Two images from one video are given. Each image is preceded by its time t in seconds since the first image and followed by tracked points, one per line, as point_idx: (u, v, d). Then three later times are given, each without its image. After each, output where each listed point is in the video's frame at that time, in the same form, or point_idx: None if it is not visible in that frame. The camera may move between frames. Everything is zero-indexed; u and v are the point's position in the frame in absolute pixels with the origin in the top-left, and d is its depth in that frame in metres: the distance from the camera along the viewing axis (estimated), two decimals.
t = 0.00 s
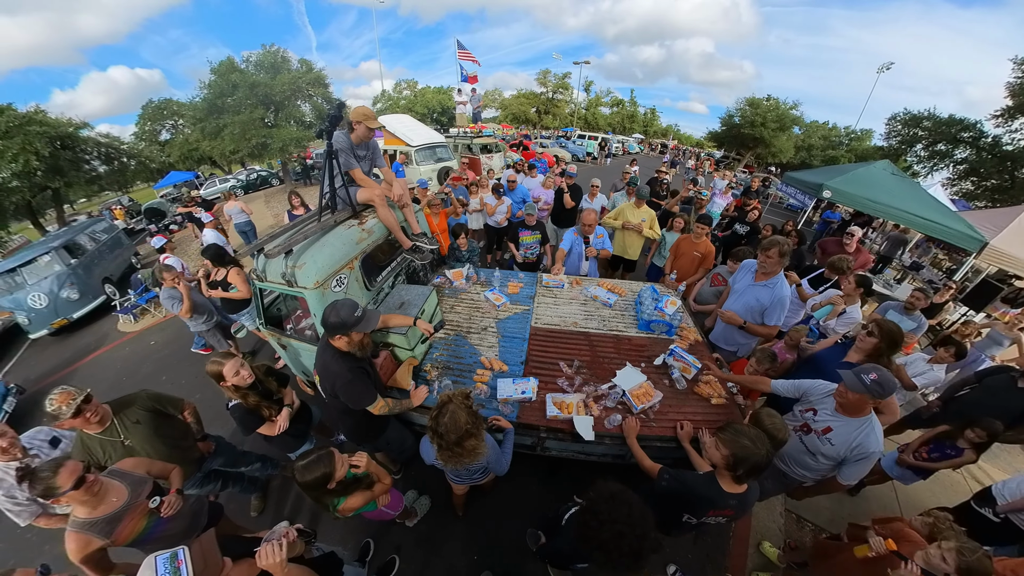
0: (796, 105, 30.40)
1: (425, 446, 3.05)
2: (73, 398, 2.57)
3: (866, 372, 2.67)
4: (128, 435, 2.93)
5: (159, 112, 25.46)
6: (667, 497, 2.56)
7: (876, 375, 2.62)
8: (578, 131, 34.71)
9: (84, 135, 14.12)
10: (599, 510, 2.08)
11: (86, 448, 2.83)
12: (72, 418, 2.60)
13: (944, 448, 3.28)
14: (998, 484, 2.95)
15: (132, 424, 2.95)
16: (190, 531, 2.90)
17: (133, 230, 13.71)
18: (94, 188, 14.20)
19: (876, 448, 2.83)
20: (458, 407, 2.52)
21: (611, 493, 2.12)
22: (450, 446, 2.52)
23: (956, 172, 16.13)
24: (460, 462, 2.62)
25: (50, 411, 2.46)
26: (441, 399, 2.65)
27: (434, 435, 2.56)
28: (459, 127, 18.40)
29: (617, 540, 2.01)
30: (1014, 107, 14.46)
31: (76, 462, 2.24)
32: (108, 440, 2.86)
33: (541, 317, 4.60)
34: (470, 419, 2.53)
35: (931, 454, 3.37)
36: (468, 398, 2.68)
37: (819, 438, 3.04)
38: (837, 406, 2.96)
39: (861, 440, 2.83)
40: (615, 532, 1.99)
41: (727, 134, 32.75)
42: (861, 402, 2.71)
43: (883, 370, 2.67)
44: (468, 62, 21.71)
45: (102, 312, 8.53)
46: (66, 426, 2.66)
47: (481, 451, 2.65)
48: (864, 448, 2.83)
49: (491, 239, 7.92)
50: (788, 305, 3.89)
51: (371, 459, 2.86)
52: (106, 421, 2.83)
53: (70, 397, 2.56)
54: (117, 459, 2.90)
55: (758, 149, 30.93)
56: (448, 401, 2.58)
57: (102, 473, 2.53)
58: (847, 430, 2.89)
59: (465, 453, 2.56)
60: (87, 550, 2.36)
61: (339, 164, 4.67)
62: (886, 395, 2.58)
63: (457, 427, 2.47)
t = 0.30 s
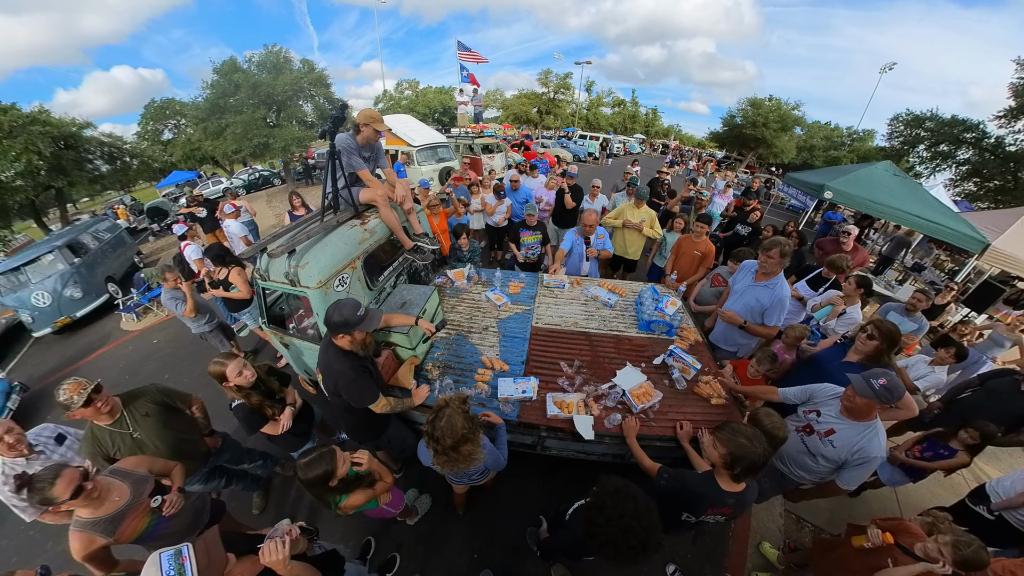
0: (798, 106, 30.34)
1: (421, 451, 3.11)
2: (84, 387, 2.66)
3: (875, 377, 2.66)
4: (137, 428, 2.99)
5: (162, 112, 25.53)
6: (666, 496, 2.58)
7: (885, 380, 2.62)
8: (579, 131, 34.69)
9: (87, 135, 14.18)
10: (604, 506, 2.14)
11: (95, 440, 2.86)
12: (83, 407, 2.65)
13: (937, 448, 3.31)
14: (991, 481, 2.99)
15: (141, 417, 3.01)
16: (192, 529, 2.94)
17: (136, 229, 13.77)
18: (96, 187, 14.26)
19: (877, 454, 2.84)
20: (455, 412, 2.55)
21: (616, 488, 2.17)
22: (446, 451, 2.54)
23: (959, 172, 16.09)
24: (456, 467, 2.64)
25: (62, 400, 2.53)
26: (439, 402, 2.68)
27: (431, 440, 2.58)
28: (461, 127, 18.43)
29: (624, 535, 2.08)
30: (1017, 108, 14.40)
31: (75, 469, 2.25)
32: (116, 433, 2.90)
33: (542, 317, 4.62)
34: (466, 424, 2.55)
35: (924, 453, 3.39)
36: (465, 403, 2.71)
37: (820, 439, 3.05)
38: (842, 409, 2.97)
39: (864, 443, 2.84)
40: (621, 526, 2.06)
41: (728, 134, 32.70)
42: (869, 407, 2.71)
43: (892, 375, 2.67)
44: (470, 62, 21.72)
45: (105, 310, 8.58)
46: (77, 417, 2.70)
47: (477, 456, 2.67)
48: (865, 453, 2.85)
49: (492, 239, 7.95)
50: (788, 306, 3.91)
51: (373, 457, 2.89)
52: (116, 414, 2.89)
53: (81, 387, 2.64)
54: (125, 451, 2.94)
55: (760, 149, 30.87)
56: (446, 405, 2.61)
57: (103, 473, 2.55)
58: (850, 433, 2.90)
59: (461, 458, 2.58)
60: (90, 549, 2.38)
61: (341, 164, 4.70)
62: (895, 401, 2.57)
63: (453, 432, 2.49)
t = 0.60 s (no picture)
0: (800, 106, 30.29)
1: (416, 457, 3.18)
2: (103, 373, 2.76)
3: (886, 387, 2.66)
4: (151, 417, 3.10)
5: (164, 112, 25.59)
6: (665, 494, 2.59)
7: (897, 391, 2.61)
8: (580, 131, 34.65)
9: (90, 134, 14.22)
10: (611, 498, 2.25)
11: (110, 427, 3.00)
12: (101, 393, 2.75)
13: (933, 451, 3.33)
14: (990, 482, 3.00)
15: (155, 406, 3.13)
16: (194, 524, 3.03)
17: (138, 229, 13.83)
18: (99, 187, 14.31)
19: (876, 465, 2.84)
20: (449, 418, 2.58)
21: (619, 479, 2.29)
22: (439, 457, 2.55)
23: (961, 173, 16.07)
24: (449, 474, 2.66)
25: (81, 385, 2.63)
26: (433, 410, 2.70)
27: (424, 447, 2.59)
28: (462, 128, 18.44)
29: (631, 524, 2.16)
30: (1020, 109, 14.37)
31: (70, 489, 2.24)
32: (130, 421, 3.02)
33: (542, 317, 4.64)
34: (461, 431, 2.57)
35: (919, 454, 3.41)
36: (460, 409, 2.73)
37: (821, 442, 3.07)
38: (849, 416, 2.98)
39: (865, 451, 2.85)
40: (626, 517, 2.15)
41: (730, 134, 32.68)
42: (877, 415, 2.71)
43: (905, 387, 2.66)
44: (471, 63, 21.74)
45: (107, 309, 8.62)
46: (95, 402, 2.81)
47: (471, 464, 2.68)
48: (865, 460, 2.85)
49: (492, 239, 7.97)
50: (787, 306, 3.93)
51: (374, 455, 2.92)
52: (131, 401, 3.01)
53: (100, 373, 2.74)
54: (137, 438, 3.05)
55: (761, 150, 30.85)
56: (439, 412, 2.64)
57: (99, 480, 2.55)
58: (853, 439, 2.91)
59: (454, 465, 2.59)
60: (96, 552, 2.42)
61: (343, 164, 4.72)
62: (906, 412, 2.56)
63: (447, 439, 2.51)
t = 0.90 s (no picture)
0: (801, 106, 30.26)
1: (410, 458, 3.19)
2: (124, 362, 2.80)
3: (883, 389, 2.67)
4: (167, 406, 3.15)
5: (165, 112, 25.69)
6: (663, 492, 2.62)
7: (892, 393, 2.62)
8: (581, 131, 34.68)
9: (91, 134, 14.28)
10: (610, 489, 2.29)
11: (126, 415, 3.01)
12: (122, 381, 2.79)
13: (932, 462, 3.34)
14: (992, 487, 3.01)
15: (171, 396, 3.18)
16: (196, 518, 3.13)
17: (140, 228, 13.90)
18: (101, 186, 14.36)
19: (871, 469, 2.87)
20: (441, 419, 2.61)
21: (616, 475, 2.32)
22: (431, 458, 2.59)
23: (962, 174, 16.05)
24: (441, 476, 2.69)
25: (103, 374, 2.67)
26: (425, 411, 2.75)
27: (417, 448, 2.63)
28: (462, 128, 18.49)
29: (630, 514, 2.22)
30: (1021, 109, 14.36)
31: (72, 498, 2.26)
32: (147, 409, 3.05)
33: (541, 317, 4.67)
34: (453, 433, 2.61)
35: (920, 464, 3.41)
36: (453, 411, 2.77)
37: (819, 443, 3.10)
38: (850, 420, 2.99)
39: (862, 454, 2.88)
40: (628, 507, 2.22)
41: (730, 134, 32.65)
42: (874, 417, 2.74)
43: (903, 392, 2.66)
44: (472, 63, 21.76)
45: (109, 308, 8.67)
46: (115, 391, 2.85)
47: (462, 467, 2.71)
48: (861, 463, 2.88)
49: (493, 239, 8.01)
50: (785, 306, 3.96)
51: (374, 452, 2.95)
52: (149, 390, 3.04)
53: (121, 362, 2.78)
54: (153, 427, 3.08)
55: (762, 150, 30.83)
56: (432, 413, 2.69)
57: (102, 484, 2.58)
58: (851, 442, 2.94)
59: (447, 466, 2.62)
60: (101, 553, 2.46)
61: (343, 165, 4.76)
62: (904, 416, 2.51)
63: (439, 440, 2.55)
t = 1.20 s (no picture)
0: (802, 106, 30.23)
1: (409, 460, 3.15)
2: (137, 357, 2.83)
3: (880, 378, 2.71)
4: (176, 400, 3.16)
5: (167, 112, 25.77)
6: (663, 491, 2.63)
7: (889, 382, 2.65)
8: (581, 131, 34.69)
9: (93, 134, 14.31)
10: (611, 484, 2.29)
11: (137, 407, 3.02)
12: (134, 375, 2.81)
13: (932, 468, 3.32)
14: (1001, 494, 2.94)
15: (181, 390, 3.19)
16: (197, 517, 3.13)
17: (141, 228, 13.94)
18: (102, 186, 14.40)
19: (876, 460, 2.86)
20: (437, 419, 2.63)
21: (616, 473, 2.32)
22: (428, 459, 2.59)
23: (963, 174, 16.02)
24: (438, 477, 2.69)
25: (117, 366, 2.69)
26: (423, 411, 2.76)
27: (413, 449, 2.63)
28: (463, 128, 18.50)
29: (631, 508, 2.22)
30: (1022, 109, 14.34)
31: (73, 496, 2.27)
32: (157, 402, 3.05)
33: (542, 317, 4.68)
34: (449, 433, 2.61)
35: (921, 469, 3.40)
36: (448, 411, 2.78)
37: (821, 437, 3.10)
38: (849, 413, 2.99)
39: (864, 445, 2.88)
40: (629, 502, 2.21)
41: (731, 135, 32.64)
42: (872, 408, 2.73)
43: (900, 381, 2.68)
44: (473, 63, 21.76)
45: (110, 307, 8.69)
46: (126, 383, 2.86)
47: (459, 467, 2.71)
48: (864, 456, 2.88)
49: (493, 239, 8.01)
50: (786, 307, 3.96)
51: (374, 451, 2.96)
52: (160, 384, 3.05)
53: (134, 356, 2.81)
54: (162, 420, 3.08)
55: (763, 150, 30.80)
56: (429, 413, 2.70)
57: (104, 484, 2.59)
58: (853, 434, 2.93)
59: (443, 466, 2.62)
60: (102, 553, 2.48)
61: (344, 166, 4.77)
62: (901, 405, 2.56)
63: (434, 441, 2.55)
